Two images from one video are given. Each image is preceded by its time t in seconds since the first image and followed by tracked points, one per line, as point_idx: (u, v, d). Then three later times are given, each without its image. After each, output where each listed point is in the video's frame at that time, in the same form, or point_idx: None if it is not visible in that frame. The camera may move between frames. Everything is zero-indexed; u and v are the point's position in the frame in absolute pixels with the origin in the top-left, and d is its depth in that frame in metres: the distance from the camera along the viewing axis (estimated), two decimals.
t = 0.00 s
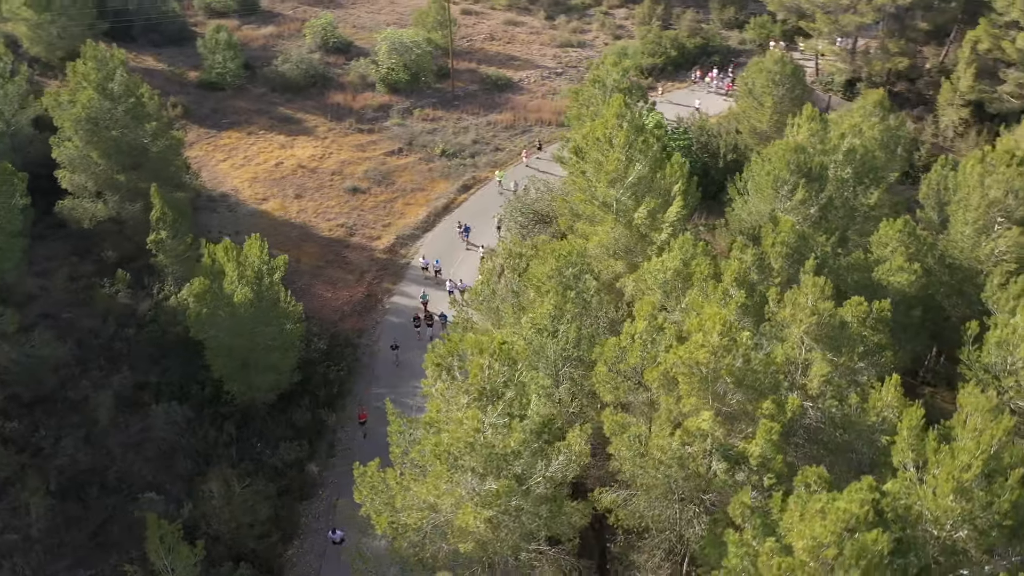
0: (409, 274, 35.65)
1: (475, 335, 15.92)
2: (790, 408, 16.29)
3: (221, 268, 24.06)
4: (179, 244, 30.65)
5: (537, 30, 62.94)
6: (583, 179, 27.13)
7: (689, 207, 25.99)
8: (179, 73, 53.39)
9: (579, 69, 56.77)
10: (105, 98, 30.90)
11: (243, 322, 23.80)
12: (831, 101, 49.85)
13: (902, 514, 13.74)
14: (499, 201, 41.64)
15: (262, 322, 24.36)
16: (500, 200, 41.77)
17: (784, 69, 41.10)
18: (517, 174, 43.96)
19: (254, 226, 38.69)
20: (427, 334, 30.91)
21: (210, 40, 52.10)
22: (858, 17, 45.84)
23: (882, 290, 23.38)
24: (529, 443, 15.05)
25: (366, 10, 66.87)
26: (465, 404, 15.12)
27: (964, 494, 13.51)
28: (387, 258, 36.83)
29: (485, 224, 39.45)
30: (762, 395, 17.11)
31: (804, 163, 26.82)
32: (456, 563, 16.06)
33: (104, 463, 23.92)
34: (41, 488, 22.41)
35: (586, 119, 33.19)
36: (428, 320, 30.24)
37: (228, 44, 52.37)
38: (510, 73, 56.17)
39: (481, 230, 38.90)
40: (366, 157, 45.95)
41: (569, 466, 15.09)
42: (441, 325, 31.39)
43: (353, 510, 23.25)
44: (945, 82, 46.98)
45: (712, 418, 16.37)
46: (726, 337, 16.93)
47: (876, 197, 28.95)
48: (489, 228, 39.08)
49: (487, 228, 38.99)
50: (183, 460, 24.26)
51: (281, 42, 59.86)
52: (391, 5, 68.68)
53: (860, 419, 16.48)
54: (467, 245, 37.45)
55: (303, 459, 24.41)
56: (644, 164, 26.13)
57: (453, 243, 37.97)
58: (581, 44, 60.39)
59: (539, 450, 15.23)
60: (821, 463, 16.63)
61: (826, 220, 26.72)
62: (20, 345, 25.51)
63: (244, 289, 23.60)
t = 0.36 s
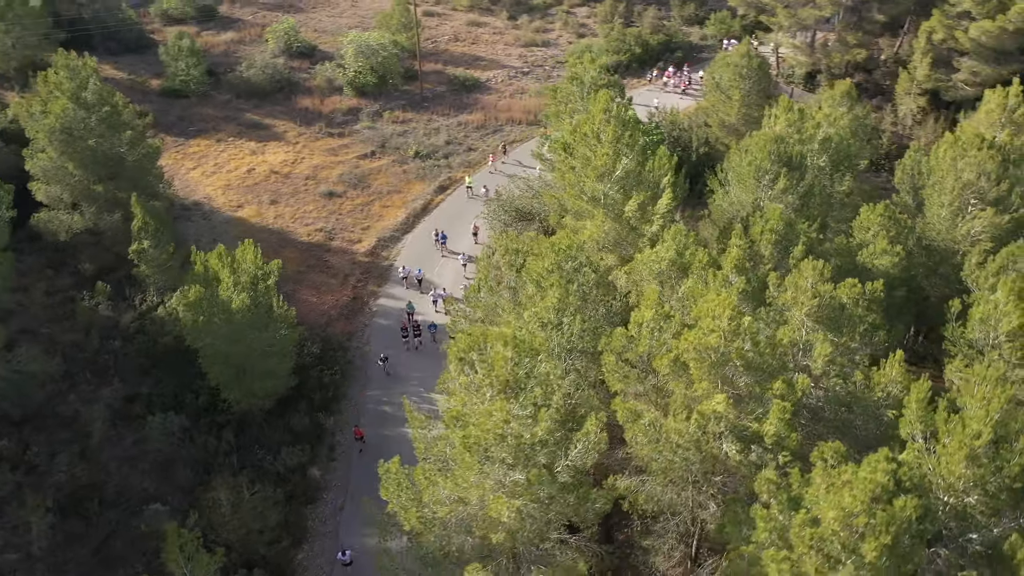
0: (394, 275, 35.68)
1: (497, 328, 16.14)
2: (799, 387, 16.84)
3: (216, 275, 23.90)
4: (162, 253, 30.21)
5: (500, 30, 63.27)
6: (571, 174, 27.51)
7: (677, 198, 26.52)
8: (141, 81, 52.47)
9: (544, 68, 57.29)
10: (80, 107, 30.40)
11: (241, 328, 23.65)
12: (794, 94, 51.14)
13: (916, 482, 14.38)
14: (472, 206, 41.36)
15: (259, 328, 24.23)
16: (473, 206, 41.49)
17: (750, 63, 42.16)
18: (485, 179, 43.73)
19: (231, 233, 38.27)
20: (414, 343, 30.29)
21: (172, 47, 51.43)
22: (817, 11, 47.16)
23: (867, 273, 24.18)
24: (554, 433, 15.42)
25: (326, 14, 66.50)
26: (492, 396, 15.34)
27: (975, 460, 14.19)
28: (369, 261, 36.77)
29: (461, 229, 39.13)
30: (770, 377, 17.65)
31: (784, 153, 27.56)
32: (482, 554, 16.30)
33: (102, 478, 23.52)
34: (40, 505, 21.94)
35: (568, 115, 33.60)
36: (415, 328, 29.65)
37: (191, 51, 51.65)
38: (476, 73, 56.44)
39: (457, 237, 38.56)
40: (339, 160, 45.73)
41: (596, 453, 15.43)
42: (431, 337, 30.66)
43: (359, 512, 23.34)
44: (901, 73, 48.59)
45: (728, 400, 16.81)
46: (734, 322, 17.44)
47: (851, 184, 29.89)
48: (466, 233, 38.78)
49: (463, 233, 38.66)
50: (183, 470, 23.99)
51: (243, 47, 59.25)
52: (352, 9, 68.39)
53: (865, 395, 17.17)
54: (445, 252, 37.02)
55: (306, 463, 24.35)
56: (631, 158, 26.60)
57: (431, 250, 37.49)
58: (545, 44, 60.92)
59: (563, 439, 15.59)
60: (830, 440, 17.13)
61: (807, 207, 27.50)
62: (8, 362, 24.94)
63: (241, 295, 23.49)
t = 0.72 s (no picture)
0: (382, 276, 35.64)
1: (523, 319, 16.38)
2: (812, 366, 17.41)
3: (215, 281, 23.80)
4: (149, 263, 29.78)
5: (465, 31, 63.45)
6: (562, 169, 27.88)
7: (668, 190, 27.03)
8: (104, 89, 51.41)
9: (512, 67, 57.68)
10: (58, 116, 29.86)
11: (242, 334, 23.55)
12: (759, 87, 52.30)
13: (933, 450, 15.04)
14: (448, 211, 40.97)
15: (260, 333, 24.17)
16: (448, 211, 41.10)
17: (719, 57, 43.13)
18: (460, 184, 43.42)
19: (211, 241, 37.81)
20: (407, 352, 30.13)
21: (136, 55, 50.38)
22: (779, 6, 48.37)
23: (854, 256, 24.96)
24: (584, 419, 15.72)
25: (288, 18, 65.94)
26: (523, 387, 15.60)
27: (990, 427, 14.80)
28: (355, 263, 36.67)
29: (440, 235, 38.76)
30: (782, 357, 18.20)
31: (767, 142, 28.29)
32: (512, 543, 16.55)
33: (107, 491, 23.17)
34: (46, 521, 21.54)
35: (551, 112, 34.02)
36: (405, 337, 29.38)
37: (156, 58, 50.75)
38: (445, 74, 56.61)
39: (437, 242, 38.17)
40: (314, 165, 45.48)
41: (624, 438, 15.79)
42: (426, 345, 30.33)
43: (371, 512, 23.40)
44: (862, 64, 50.14)
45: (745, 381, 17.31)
46: (747, 306, 17.95)
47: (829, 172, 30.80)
48: (445, 239, 38.42)
49: (443, 239, 38.30)
50: (188, 479, 23.73)
51: (205, 53, 58.45)
52: (313, 12, 67.86)
53: (873, 372, 17.85)
54: (427, 258, 36.66)
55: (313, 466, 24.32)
56: (621, 153, 27.08)
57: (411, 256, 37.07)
58: (511, 43, 61.32)
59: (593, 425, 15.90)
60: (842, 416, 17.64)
61: (791, 194, 28.26)
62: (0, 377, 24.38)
63: (242, 301, 23.46)
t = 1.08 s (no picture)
0: (370, 279, 35.58)
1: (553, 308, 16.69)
2: (824, 344, 18.06)
3: (219, 285, 23.73)
4: (139, 272, 29.44)
5: (433, 32, 63.52)
6: (555, 164, 28.31)
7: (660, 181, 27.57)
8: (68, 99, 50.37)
9: (482, 67, 57.96)
10: (39, 125, 29.29)
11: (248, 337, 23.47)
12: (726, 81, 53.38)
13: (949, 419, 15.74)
14: (427, 218, 40.69)
15: (265, 336, 24.11)
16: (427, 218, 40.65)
17: (690, 52, 44.02)
18: (436, 191, 42.98)
19: (194, 248, 37.41)
20: (405, 362, 29.78)
21: (101, 62, 49.52)
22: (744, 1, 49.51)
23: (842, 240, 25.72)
24: (617, 403, 16.07)
25: (251, 23, 65.24)
26: (554, 374, 15.96)
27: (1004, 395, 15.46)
28: (342, 265, 36.59)
29: (422, 242, 38.34)
30: (795, 337, 18.81)
31: (752, 133, 29.06)
32: (544, 528, 16.89)
33: (116, 503, 22.91)
34: (57, 536, 21.23)
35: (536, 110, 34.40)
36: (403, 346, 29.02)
37: (122, 66, 49.87)
38: (415, 75, 56.66)
39: (420, 250, 37.74)
40: (292, 169, 45.23)
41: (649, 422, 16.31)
42: (426, 355, 29.96)
43: (385, 510, 23.57)
44: (825, 56, 51.52)
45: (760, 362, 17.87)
46: (757, 290, 18.58)
47: (810, 161, 31.67)
48: (428, 246, 38.02)
49: (426, 246, 37.90)
50: (198, 486, 23.59)
51: (169, 60, 57.57)
52: (277, 16, 67.22)
53: (880, 348, 18.56)
54: (412, 267, 36.23)
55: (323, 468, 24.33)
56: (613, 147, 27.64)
57: (395, 267, 36.52)
58: (479, 43, 61.58)
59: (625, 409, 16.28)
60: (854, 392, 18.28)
61: (777, 183, 29.05)
62: None
63: (246, 304, 23.46)
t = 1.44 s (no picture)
0: (360, 281, 35.59)
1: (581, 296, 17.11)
2: (833, 322, 18.79)
3: (225, 290, 23.76)
4: (130, 281, 29.07)
5: (398, 34, 63.50)
6: (548, 159, 28.74)
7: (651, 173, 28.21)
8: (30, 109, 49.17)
9: (451, 67, 58.17)
10: (21, 135, 28.75)
11: (257, 340, 23.46)
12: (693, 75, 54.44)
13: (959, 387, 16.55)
14: (406, 225, 40.16)
15: (272, 339, 24.17)
16: (406, 225, 40.14)
17: (661, 48, 44.81)
18: (413, 198, 42.47)
19: (177, 256, 36.94)
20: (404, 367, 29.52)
21: (64, 71, 48.45)
22: None
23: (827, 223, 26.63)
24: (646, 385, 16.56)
25: (212, 28, 64.40)
26: (585, 359, 16.41)
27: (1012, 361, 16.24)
28: (330, 268, 36.51)
29: (407, 250, 37.80)
30: (804, 316, 19.50)
31: (737, 123, 29.86)
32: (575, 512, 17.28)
33: (128, 514, 22.58)
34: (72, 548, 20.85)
35: (521, 106, 34.79)
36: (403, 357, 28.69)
37: (86, 74, 48.87)
38: (384, 77, 56.62)
39: (406, 258, 37.19)
40: (269, 174, 44.92)
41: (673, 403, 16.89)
42: (427, 363, 29.75)
43: (401, 507, 23.79)
44: (788, 49, 52.82)
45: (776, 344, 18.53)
46: (767, 273, 19.26)
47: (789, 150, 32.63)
48: (414, 254, 37.51)
49: (412, 253, 37.47)
50: (210, 492, 23.38)
51: (131, 68, 56.55)
52: (238, 21, 66.47)
53: (884, 324, 19.35)
54: (399, 276, 35.67)
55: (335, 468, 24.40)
56: (605, 141, 28.19)
57: (384, 279, 35.61)
58: (446, 44, 61.75)
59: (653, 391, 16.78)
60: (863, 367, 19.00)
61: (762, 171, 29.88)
62: None
63: (253, 307, 23.58)
